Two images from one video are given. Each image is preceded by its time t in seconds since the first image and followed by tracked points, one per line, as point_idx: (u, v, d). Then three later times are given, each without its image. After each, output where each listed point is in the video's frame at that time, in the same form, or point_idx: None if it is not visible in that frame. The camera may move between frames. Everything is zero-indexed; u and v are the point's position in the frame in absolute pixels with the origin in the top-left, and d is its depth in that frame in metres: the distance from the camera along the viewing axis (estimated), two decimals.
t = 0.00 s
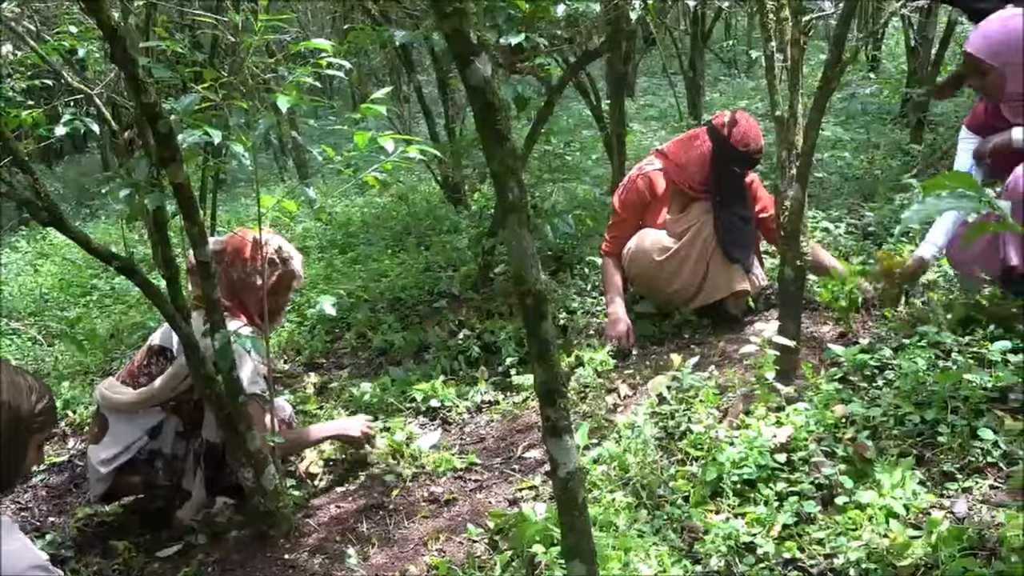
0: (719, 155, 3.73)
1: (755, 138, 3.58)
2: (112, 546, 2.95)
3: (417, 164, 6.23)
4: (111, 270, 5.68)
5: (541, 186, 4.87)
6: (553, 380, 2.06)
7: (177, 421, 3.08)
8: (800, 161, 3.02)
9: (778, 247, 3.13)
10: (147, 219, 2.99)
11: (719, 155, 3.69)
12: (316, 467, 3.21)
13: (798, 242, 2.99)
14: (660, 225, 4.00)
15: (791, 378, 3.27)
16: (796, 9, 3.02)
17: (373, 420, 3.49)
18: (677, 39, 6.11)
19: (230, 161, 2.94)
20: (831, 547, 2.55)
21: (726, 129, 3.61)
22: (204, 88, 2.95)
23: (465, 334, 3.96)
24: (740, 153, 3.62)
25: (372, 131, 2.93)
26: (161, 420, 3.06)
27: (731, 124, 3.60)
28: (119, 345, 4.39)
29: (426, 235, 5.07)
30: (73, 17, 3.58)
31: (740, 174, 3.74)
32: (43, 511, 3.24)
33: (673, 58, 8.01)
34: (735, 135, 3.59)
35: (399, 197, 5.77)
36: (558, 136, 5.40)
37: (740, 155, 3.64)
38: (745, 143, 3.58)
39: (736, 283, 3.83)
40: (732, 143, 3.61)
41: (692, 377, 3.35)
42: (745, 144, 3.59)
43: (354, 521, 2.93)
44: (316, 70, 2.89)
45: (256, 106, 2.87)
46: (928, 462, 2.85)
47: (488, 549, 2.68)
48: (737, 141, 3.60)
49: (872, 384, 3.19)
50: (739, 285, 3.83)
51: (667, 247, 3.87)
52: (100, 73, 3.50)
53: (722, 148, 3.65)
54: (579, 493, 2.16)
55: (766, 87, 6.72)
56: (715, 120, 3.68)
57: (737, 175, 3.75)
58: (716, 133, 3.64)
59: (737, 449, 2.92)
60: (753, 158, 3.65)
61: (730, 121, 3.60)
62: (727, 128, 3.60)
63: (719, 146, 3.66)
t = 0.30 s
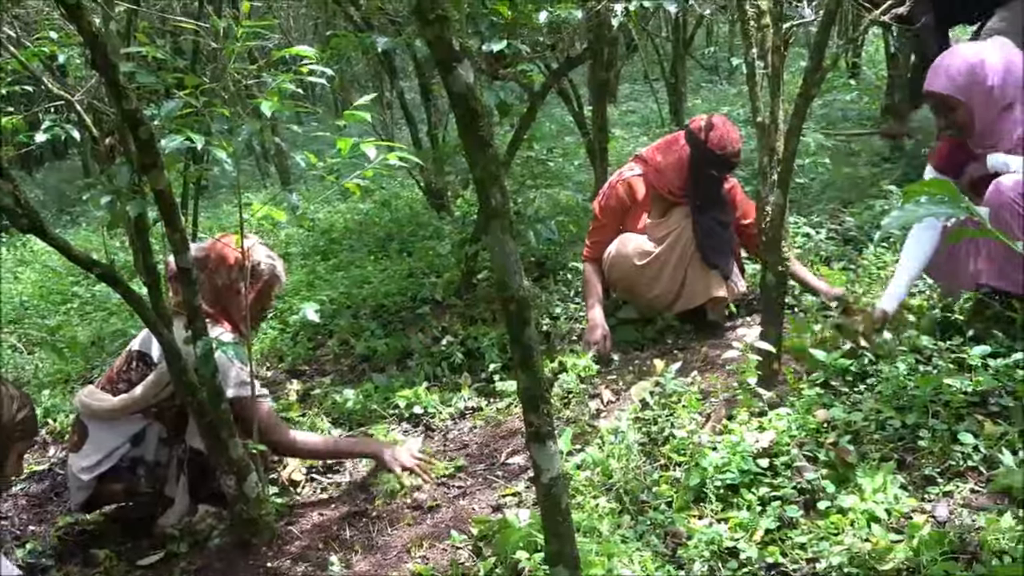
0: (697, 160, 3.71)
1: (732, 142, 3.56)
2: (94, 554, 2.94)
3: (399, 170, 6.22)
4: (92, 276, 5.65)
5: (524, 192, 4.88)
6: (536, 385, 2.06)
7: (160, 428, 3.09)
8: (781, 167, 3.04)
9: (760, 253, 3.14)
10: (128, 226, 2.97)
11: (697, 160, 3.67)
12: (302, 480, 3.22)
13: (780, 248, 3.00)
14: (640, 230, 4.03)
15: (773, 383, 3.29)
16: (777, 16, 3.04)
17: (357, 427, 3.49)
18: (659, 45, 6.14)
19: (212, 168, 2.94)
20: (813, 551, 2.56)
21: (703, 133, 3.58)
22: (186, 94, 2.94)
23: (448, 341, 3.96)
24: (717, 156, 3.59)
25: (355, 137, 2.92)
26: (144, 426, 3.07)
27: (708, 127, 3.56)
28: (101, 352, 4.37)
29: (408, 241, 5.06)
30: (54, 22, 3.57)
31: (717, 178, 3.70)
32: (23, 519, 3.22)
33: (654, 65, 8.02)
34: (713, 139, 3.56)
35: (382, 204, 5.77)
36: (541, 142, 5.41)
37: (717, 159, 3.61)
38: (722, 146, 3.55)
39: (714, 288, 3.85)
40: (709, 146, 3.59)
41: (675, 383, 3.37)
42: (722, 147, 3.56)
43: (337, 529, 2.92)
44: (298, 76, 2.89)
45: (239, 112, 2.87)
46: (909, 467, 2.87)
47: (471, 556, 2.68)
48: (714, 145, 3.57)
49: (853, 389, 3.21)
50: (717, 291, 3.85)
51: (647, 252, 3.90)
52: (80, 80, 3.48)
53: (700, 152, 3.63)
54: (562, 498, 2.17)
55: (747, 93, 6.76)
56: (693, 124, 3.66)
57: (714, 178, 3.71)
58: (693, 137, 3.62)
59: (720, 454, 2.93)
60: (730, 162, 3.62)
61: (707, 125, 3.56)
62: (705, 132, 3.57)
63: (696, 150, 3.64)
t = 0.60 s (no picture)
0: (678, 167, 3.77)
1: (713, 148, 3.64)
2: (75, 565, 2.91)
3: (384, 178, 6.22)
4: (73, 285, 5.62)
5: (507, 201, 4.89)
6: (519, 393, 2.06)
7: (133, 434, 3.10)
8: (764, 175, 3.05)
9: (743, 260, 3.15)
10: (109, 235, 2.96)
11: (679, 167, 3.73)
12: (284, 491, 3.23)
13: (762, 256, 3.01)
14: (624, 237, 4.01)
15: (757, 390, 3.30)
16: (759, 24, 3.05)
17: (340, 435, 3.49)
18: (641, 53, 6.16)
19: (194, 176, 2.93)
20: (797, 558, 2.55)
21: (684, 142, 3.66)
22: (168, 101, 2.94)
23: (432, 349, 3.96)
24: (699, 163, 3.67)
25: (337, 144, 2.92)
26: (117, 432, 3.07)
27: (689, 136, 3.65)
28: (82, 362, 4.34)
29: (392, 249, 5.06)
30: (34, 31, 3.56)
31: (699, 186, 3.77)
32: (3, 530, 3.21)
33: (637, 74, 8.04)
34: (694, 146, 3.65)
35: (365, 212, 5.76)
36: (524, 150, 5.42)
37: (698, 165, 3.69)
38: (705, 153, 3.63)
39: (702, 290, 3.86)
40: (691, 154, 3.67)
41: (659, 390, 3.37)
42: (704, 154, 3.65)
43: (321, 538, 2.91)
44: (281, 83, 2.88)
45: (221, 120, 2.86)
46: (892, 473, 2.87)
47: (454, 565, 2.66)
48: (696, 152, 3.65)
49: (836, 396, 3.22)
50: (704, 293, 3.86)
51: (632, 259, 3.90)
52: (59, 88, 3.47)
53: (682, 159, 3.70)
54: (546, 507, 2.17)
55: (729, 101, 6.79)
56: (672, 133, 3.73)
57: (697, 185, 3.77)
58: (675, 145, 3.69)
59: (703, 461, 2.93)
60: (712, 167, 3.70)
61: (688, 133, 3.65)
62: (686, 140, 3.66)
63: (678, 157, 3.70)
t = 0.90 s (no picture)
0: (660, 173, 3.77)
1: (694, 153, 3.66)
2: None
3: (369, 187, 6.21)
4: (57, 295, 5.59)
5: (492, 210, 4.90)
6: (504, 403, 2.06)
7: (101, 440, 3.06)
8: (746, 184, 3.07)
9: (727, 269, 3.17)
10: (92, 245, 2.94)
11: (662, 173, 3.74)
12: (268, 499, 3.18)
13: (745, 265, 3.03)
14: (607, 245, 4.01)
15: (741, 399, 3.31)
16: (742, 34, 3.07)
17: (325, 444, 3.48)
18: (625, 63, 6.20)
19: (178, 186, 2.92)
20: (782, 566, 2.51)
21: (665, 147, 3.66)
22: (152, 111, 2.94)
23: (417, 358, 3.97)
24: (681, 167, 3.68)
25: (323, 154, 2.92)
26: (85, 438, 3.04)
27: (670, 141, 3.65)
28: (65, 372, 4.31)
29: (377, 258, 5.06)
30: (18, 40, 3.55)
31: (683, 190, 3.78)
32: None
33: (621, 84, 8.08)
34: (676, 151, 3.65)
35: (349, 221, 5.76)
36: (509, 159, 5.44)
37: (681, 170, 3.70)
38: (686, 158, 3.64)
39: (685, 298, 3.90)
40: (672, 159, 3.67)
41: (644, 399, 3.38)
42: (686, 159, 3.66)
43: (307, 549, 2.90)
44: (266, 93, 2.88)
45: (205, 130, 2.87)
46: (876, 481, 2.88)
47: None
48: (678, 157, 3.66)
49: (820, 404, 3.23)
50: (688, 301, 3.90)
51: (615, 267, 3.91)
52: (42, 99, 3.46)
53: (664, 165, 3.70)
54: (532, 517, 2.17)
55: (713, 111, 6.83)
56: (653, 139, 3.73)
57: (681, 190, 3.78)
58: (656, 151, 3.69)
59: (688, 470, 2.94)
60: (694, 172, 3.72)
61: (669, 138, 3.65)
62: (666, 145, 3.66)
63: (660, 163, 3.71)
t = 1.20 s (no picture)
0: (651, 182, 3.83)
1: (683, 163, 3.72)
2: None
3: (356, 196, 6.20)
4: (40, 304, 5.56)
5: (478, 220, 4.90)
6: (490, 413, 2.06)
7: (66, 450, 2.96)
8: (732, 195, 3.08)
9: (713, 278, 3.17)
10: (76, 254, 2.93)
11: (652, 182, 3.80)
12: (255, 509, 3.16)
13: (731, 275, 3.04)
14: (594, 254, 4.02)
15: (727, 408, 3.32)
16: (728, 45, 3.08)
17: (311, 456, 3.51)
18: (611, 73, 6.22)
19: (164, 196, 2.91)
20: None
21: (655, 156, 3.72)
22: (138, 120, 2.93)
23: (403, 367, 3.96)
24: (672, 177, 3.74)
25: (309, 164, 2.91)
26: (50, 448, 2.94)
27: (660, 151, 3.72)
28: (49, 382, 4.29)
29: (363, 268, 5.06)
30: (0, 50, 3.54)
31: (673, 200, 3.83)
32: None
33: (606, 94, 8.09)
34: (666, 161, 3.71)
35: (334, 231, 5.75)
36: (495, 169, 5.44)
37: (671, 179, 3.76)
38: (677, 167, 3.70)
39: (672, 308, 3.89)
40: (663, 168, 3.74)
41: (630, 408, 3.38)
42: (677, 167, 3.71)
43: (292, 560, 2.88)
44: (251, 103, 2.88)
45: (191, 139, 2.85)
46: (861, 490, 2.88)
47: None
48: (668, 166, 3.73)
49: (805, 413, 3.24)
50: (674, 311, 3.89)
51: (602, 276, 3.90)
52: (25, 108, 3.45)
53: (654, 174, 3.78)
54: (518, 526, 2.17)
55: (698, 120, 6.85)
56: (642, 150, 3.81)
57: (671, 200, 3.84)
58: (646, 161, 3.77)
59: (674, 479, 2.93)
60: (684, 182, 3.78)
61: (657, 148, 3.74)
62: (656, 154, 3.74)
63: (651, 172, 3.78)
